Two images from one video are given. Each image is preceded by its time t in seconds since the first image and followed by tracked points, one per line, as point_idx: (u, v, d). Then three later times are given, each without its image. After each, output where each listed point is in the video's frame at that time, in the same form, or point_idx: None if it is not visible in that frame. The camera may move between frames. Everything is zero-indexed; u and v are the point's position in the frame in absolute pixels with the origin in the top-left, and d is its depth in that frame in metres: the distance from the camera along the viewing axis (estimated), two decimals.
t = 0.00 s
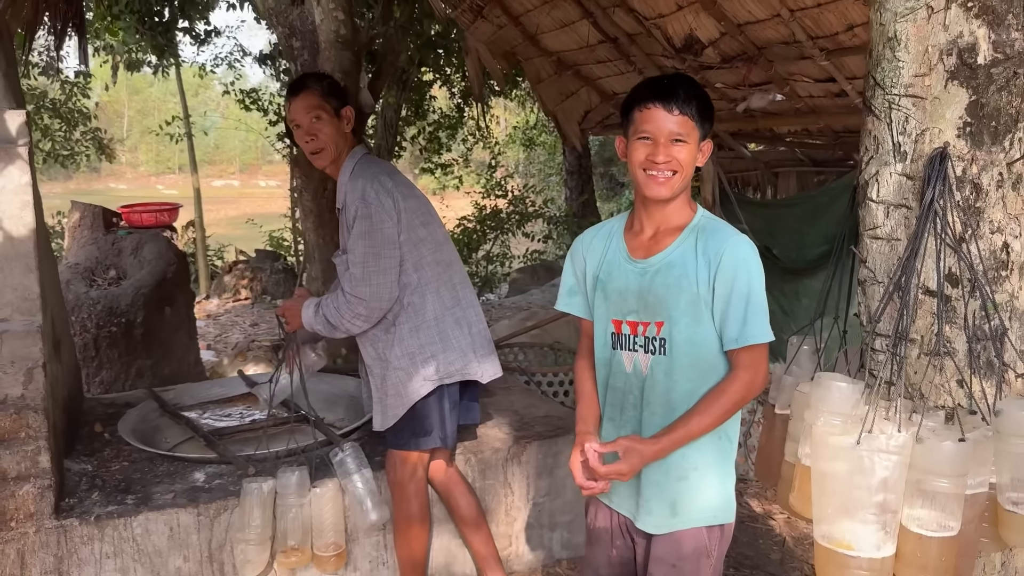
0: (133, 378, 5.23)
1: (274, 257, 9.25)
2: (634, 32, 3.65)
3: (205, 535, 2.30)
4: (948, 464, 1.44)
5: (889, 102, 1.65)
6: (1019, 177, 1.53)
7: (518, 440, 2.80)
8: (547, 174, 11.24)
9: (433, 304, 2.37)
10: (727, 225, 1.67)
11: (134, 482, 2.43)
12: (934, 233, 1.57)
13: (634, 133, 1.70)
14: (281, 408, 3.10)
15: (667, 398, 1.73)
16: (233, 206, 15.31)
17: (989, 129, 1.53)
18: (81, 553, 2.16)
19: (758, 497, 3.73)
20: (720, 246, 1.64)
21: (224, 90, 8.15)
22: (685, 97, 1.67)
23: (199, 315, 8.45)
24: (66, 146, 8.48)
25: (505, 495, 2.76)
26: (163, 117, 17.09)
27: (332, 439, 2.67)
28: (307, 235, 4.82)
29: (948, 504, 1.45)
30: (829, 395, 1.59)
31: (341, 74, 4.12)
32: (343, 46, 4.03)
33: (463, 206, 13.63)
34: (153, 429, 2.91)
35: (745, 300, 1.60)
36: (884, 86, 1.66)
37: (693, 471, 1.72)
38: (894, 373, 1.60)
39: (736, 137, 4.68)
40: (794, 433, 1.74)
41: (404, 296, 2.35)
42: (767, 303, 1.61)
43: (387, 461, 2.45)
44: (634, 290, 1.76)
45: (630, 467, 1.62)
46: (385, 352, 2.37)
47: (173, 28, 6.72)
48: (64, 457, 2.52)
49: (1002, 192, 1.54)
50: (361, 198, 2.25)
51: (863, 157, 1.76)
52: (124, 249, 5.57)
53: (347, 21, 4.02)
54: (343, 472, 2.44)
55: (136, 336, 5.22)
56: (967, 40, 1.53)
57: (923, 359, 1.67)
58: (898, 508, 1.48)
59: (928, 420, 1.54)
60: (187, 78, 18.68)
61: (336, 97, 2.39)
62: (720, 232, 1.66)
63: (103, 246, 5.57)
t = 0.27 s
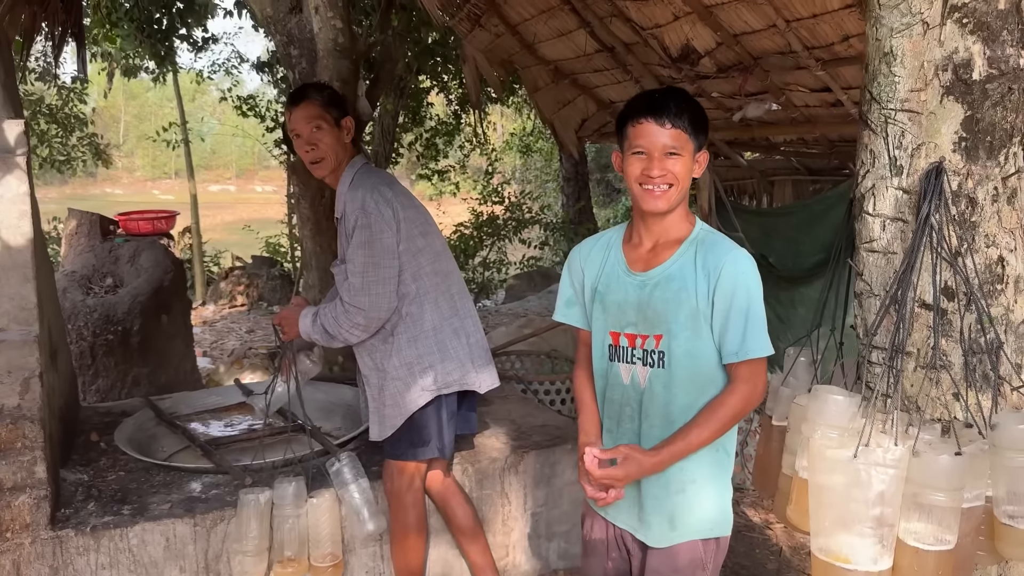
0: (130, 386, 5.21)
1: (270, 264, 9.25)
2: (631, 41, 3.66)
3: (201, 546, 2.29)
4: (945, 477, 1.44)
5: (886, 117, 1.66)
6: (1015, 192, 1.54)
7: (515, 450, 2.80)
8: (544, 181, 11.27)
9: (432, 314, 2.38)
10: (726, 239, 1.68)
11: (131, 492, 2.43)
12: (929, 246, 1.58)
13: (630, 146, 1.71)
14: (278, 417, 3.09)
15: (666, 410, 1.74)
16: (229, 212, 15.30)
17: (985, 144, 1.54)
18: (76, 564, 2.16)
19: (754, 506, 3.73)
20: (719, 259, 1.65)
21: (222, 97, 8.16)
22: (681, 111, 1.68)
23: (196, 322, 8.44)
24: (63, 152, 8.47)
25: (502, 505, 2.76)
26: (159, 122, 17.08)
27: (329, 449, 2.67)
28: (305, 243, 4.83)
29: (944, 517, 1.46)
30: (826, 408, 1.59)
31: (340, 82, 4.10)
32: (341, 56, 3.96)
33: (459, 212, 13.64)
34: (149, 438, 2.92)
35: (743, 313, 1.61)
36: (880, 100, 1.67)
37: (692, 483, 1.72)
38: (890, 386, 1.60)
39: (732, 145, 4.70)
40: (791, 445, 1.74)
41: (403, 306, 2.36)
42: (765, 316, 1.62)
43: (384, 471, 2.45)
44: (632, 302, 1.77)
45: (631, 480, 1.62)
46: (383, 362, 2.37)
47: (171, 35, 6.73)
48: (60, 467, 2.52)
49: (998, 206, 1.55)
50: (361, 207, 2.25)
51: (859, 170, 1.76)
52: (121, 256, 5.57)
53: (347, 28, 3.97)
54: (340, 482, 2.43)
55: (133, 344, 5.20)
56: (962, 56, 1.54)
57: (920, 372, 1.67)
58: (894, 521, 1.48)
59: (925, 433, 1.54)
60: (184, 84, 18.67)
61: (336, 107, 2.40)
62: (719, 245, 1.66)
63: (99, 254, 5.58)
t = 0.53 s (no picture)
0: (127, 390, 5.25)
1: (268, 268, 9.26)
2: (629, 48, 3.67)
3: (198, 550, 2.29)
4: (939, 483, 1.44)
5: (881, 124, 1.67)
6: (1009, 199, 1.59)
7: (512, 455, 2.81)
8: (542, 185, 11.29)
9: (430, 319, 2.39)
10: (722, 245, 1.69)
11: (128, 495, 2.43)
12: (925, 253, 1.59)
13: (626, 153, 1.72)
14: (275, 421, 3.10)
15: (662, 415, 1.74)
16: (227, 216, 15.30)
17: (980, 152, 1.57)
18: (73, 567, 2.16)
19: (751, 512, 3.74)
20: (715, 266, 1.66)
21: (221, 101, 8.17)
22: (678, 119, 1.70)
23: (193, 326, 8.43)
24: (61, 156, 8.47)
25: (499, 510, 2.76)
26: (158, 126, 17.09)
27: (326, 454, 2.67)
28: (303, 247, 4.83)
29: (939, 523, 1.46)
30: (821, 414, 1.60)
31: (338, 87, 4.11)
32: (340, 60, 3.97)
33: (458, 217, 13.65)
34: (147, 442, 2.92)
35: (740, 319, 1.62)
36: (875, 108, 1.68)
37: (688, 488, 1.73)
38: (886, 393, 1.61)
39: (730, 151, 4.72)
40: (787, 451, 1.75)
41: (401, 311, 2.36)
42: (761, 322, 1.63)
43: (381, 476, 2.46)
44: (628, 307, 1.77)
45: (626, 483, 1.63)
46: (380, 366, 2.37)
47: (171, 40, 6.73)
48: (58, 470, 2.52)
49: (992, 213, 1.58)
50: (360, 212, 2.25)
51: (854, 177, 1.76)
52: (120, 260, 5.57)
53: (346, 33, 3.98)
54: (337, 486, 2.44)
55: (130, 348, 5.23)
56: (957, 65, 1.56)
57: (915, 379, 1.68)
58: (889, 527, 1.49)
59: (920, 439, 1.55)
60: (183, 88, 18.69)
61: (337, 112, 2.42)
62: (715, 251, 1.67)
63: (98, 258, 5.58)
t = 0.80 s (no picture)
0: (128, 392, 5.25)
1: (270, 270, 9.26)
2: (631, 51, 3.66)
3: (198, 551, 2.29)
4: (941, 487, 1.43)
5: (883, 126, 1.67)
6: (1011, 203, 1.58)
7: (513, 458, 2.80)
8: (544, 189, 11.30)
9: (432, 321, 2.39)
10: (724, 247, 1.69)
11: (128, 497, 2.43)
12: (927, 256, 1.59)
13: (627, 154, 1.72)
14: (276, 423, 3.09)
15: (663, 417, 1.74)
16: (229, 218, 15.31)
17: (983, 155, 1.56)
18: (73, 569, 2.15)
19: (753, 516, 3.73)
20: (717, 268, 1.65)
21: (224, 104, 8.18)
22: (679, 120, 1.69)
23: (195, 328, 8.43)
24: (64, 158, 8.47)
25: (499, 513, 2.75)
26: (160, 129, 17.11)
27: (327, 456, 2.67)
28: (305, 250, 4.83)
29: (940, 526, 1.45)
30: (823, 417, 1.59)
31: (340, 89, 4.11)
32: (342, 63, 3.97)
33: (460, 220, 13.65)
34: (148, 444, 2.92)
35: (742, 320, 1.62)
36: (878, 110, 1.68)
37: (689, 491, 1.72)
38: (888, 396, 1.60)
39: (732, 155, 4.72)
40: (789, 453, 1.75)
41: (403, 312, 2.37)
42: (764, 324, 1.62)
43: (382, 478, 2.45)
44: (630, 309, 1.77)
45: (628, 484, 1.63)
46: (381, 368, 2.37)
47: (174, 43, 6.74)
48: (58, 472, 2.52)
49: (995, 216, 1.58)
50: (366, 213, 2.25)
51: (856, 180, 1.77)
52: (122, 262, 5.57)
53: (348, 36, 3.98)
54: (337, 487, 2.43)
55: (132, 350, 5.23)
56: (960, 67, 1.56)
57: (917, 382, 1.67)
58: (891, 531, 1.48)
59: (922, 443, 1.54)
60: (186, 90, 18.72)
61: (343, 113, 2.43)
62: (717, 253, 1.67)
63: (99, 260, 5.59)
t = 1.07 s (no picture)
0: (134, 392, 5.26)
1: (275, 272, 9.27)
2: (638, 53, 3.65)
3: (204, 552, 2.29)
4: (953, 490, 1.41)
5: (895, 127, 1.66)
6: None
7: (520, 460, 2.79)
8: (549, 191, 11.30)
9: (442, 322, 2.39)
10: (735, 248, 1.67)
11: (135, 497, 2.42)
12: (940, 258, 1.58)
13: (634, 155, 1.72)
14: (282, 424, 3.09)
15: (673, 420, 1.73)
16: (235, 220, 15.34)
17: (996, 155, 1.53)
18: (79, 569, 2.15)
19: (760, 519, 3.71)
20: (728, 270, 1.64)
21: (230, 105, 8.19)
22: (687, 120, 1.68)
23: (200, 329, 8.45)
24: (71, 159, 8.50)
25: (505, 515, 2.75)
26: (166, 131, 17.16)
27: (334, 456, 2.67)
28: (311, 251, 4.83)
29: (953, 531, 1.43)
30: (834, 420, 1.59)
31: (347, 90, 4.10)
32: (349, 64, 3.97)
33: (465, 222, 13.66)
34: (154, 443, 2.92)
35: (753, 322, 1.60)
36: (890, 111, 1.68)
37: (699, 493, 1.71)
38: (899, 398, 1.60)
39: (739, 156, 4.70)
40: (799, 457, 1.74)
41: (414, 313, 2.37)
42: (775, 325, 1.61)
43: (389, 479, 2.44)
44: (640, 311, 1.76)
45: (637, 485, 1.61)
46: (390, 368, 2.37)
47: (181, 44, 6.75)
48: (64, 471, 2.52)
49: (1008, 218, 1.54)
50: (380, 214, 2.25)
51: (868, 180, 1.77)
52: (128, 262, 5.59)
53: (355, 37, 3.98)
54: (343, 487, 2.41)
55: (138, 350, 5.24)
56: (973, 67, 1.54)
57: (928, 385, 1.66)
58: (903, 535, 1.47)
59: (934, 446, 1.52)
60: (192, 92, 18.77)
61: (353, 115, 2.42)
62: (728, 255, 1.66)
63: (106, 260, 5.60)
